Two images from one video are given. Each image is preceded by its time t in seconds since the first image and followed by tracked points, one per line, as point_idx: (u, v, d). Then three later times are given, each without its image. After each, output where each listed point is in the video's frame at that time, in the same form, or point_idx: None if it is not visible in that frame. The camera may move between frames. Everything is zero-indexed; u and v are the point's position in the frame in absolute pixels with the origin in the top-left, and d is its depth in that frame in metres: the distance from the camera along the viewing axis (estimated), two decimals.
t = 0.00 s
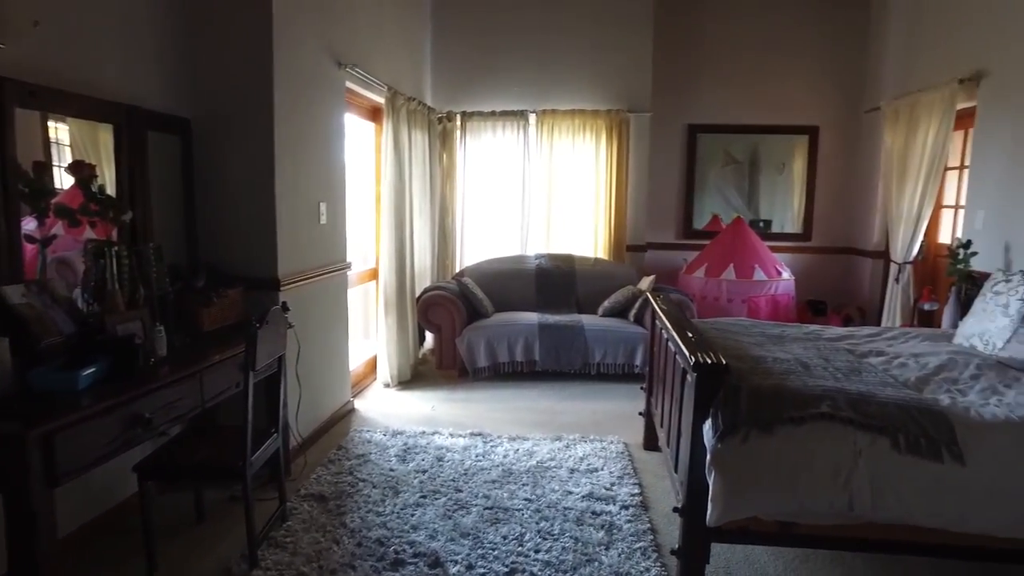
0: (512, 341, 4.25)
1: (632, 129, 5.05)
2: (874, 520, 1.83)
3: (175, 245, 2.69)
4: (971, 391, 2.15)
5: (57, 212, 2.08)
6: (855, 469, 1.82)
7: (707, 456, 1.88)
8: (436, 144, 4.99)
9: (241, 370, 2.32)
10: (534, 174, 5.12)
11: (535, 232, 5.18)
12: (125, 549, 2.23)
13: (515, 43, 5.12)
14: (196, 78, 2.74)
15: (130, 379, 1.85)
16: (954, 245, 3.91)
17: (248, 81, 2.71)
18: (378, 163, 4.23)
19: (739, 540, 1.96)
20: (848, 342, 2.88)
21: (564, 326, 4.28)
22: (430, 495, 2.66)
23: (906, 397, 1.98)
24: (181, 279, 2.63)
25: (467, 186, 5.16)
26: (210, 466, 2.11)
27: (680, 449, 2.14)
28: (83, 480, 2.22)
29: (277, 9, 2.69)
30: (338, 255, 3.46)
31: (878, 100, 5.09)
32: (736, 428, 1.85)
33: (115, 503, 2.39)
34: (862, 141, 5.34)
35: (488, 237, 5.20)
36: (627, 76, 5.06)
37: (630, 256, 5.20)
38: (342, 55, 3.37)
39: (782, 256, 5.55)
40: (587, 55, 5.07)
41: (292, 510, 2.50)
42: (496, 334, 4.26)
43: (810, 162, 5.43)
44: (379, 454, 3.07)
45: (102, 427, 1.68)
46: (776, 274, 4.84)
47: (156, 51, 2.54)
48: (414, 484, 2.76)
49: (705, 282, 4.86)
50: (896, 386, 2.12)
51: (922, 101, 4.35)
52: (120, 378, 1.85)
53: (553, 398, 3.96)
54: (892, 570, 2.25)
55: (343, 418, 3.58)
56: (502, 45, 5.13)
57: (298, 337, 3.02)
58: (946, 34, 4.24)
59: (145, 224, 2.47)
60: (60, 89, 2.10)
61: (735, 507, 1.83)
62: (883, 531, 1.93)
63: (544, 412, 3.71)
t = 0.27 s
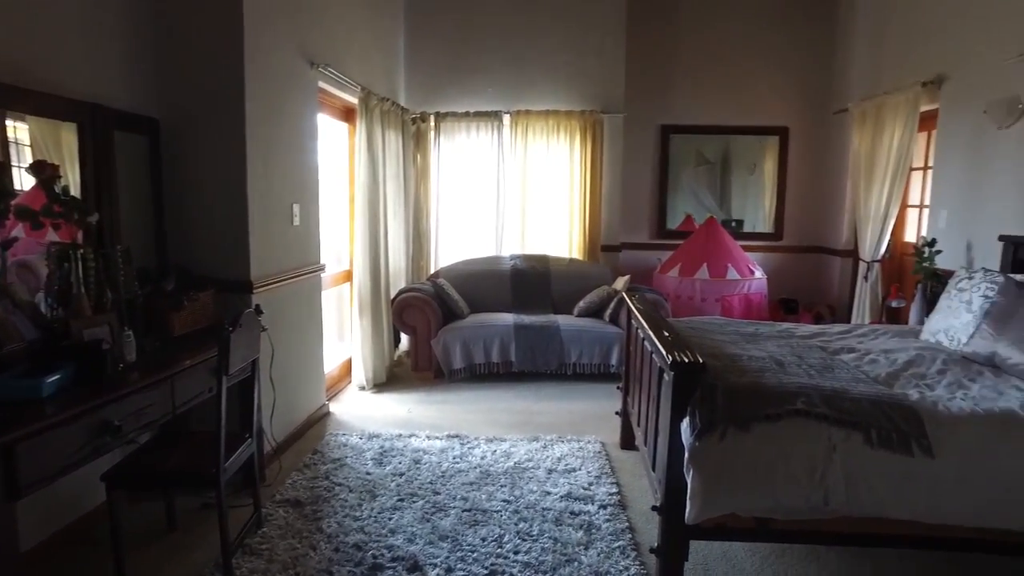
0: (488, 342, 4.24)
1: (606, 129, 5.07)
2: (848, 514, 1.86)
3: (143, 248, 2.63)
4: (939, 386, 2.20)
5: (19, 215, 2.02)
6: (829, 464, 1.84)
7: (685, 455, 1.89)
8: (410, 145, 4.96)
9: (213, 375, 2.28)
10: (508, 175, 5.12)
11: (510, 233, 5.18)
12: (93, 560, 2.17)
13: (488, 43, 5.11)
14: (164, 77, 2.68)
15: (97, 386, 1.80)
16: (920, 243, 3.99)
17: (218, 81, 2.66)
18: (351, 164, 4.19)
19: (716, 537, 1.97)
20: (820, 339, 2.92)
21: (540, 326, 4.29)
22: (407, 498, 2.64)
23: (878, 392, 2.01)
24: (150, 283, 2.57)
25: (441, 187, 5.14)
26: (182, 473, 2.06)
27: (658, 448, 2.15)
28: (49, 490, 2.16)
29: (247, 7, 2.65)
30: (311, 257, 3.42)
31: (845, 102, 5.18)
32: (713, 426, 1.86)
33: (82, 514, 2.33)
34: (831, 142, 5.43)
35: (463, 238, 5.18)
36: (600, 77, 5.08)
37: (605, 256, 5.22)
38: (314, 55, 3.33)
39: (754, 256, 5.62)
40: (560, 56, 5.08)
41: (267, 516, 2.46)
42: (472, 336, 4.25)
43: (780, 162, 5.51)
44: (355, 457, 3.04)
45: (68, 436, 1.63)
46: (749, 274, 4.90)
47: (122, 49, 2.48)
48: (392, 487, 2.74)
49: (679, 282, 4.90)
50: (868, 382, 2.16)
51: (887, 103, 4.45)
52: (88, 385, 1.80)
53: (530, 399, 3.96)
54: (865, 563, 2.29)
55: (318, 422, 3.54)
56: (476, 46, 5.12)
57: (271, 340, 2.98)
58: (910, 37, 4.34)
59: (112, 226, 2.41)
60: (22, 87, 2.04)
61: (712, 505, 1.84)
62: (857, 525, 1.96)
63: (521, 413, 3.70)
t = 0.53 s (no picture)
0: (463, 343, 4.23)
1: (580, 130, 5.10)
2: (819, 508, 1.89)
3: (110, 251, 2.57)
4: (906, 381, 2.25)
5: None
6: (801, 459, 1.87)
7: (659, 453, 1.90)
8: (383, 145, 4.93)
9: (183, 380, 2.24)
10: (482, 176, 5.11)
11: (484, 234, 5.17)
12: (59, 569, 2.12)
13: (462, 44, 5.10)
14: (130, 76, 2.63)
15: (61, 394, 1.75)
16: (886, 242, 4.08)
17: (186, 80, 2.62)
18: (324, 165, 4.15)
19: (691, 534, 1.99)
20: (790, 337, 2.97)
21: (515, 327, 4.29)
22: (383, 501, 2.62)
23: (847, 388, 2.05)
24: (117, 286, 2.52)
25: (415, 188, 5.12)
26: (152, 480, 2.02)
27: (634, 447, 2.17)
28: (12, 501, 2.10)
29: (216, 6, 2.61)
30: (283, 259, 3.38)
31: (814, 104, 5.28)
32: (687, 424, 1.88)
33: (47, 525, 2.27)
34: (800, 143, 5.52)
35: (436, 239, 5.16)
36: (573, 78, 5.11)
37: (579, 257, 5.24)
38: (285, 55, 3.30)
39: (726, 255, 5.68)
40: (534, 57, 5.09)
41: (240, 522, 2.43)
42: (447, 337, 4.24)
43: (751, 163, 5.59)
44: (329, 461, 3.01)
45: (32, 444, 1.59)
46: (721, 273, 4.95)
47: (87, 48, 2.43)
48: (367, 490, 2.72)
49: (653, 281, 4.94)
50: (838, 378, 2.19)
51: (853, 105, 4.53)
52: (52, 391, 1.76)
53: (505, 400, 3.96)
54: (837, 556, 2.33)
55: (291, 426, 3.50)
56: (449, 46, 5.11)
57: (243, 343, 2.93)
58: (875, 40, 4.43)
59: (77, 229, 2.36)
60: None
61: (687, 502, 1.86)
62: (829, 519, 1.99)
63: (497, 414, 3.70)
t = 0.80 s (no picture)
0: (438, 344, 4.22)
1: (552, 131, 5.12)
2: (790, 504, 1.92)
3: (72, 255, 2.51)
4: (872, 377, 2.30)
5: None
6: (771, 456, 1.90)
7: (633, 452, 1.91)
8: (355, 147, 4.90)
9: (152, 386, 2.20)
10: (455, 177, 5.11)
11: (458, 235, 5.17)
12: None
13: (434, 45, 5.09)
14: (94, 76, 2.58)
15: (23, 402, 1.71)
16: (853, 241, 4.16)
17: (152, 81, 2.57)
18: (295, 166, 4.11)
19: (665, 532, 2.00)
20: (761, 335, 3.01)
21: (489, 328, 4.29)
22: (357, 505, 2.60)
23: (816, 385, 2.08)
24: (81, 291, 2.46)
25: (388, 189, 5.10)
26: (119, 488, 1.98)
27: (608, 447, 2.18)
28: None
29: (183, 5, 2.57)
30: (254, 261, 3.34)
31: (782, 106, 5.36)
32: (661, 422, 1.89)
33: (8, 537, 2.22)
34: (769, 144, 5.61)
35: (410, 241, 5.14)
36: (546, 79, 5.12)
37: (553, 257, 5.26)
38: (254, 55, 3.26)
39: (698, 255, 5.75)
40: (506, 58, 5.10)
41: (211, 529, 2.39)
42: (421, 339, 4.22)
43: (722, 164, 5.66)
44: (303, 466, 2.98)
45: None
46: (693, 272, 5.00)
47: (49, 47, 2.38)
48: (342, 494, 2.69)
49: (626, 281, 4.98)
50: (807, 375, 2.23)
51: (821, 107, 4.62)
52: (14, 399, 1.72)
53: (481, 401, 3.95)
54: (808, 551, 2.37)
55: (264, 431, 3.45)
56: (421, 47, 5.09)
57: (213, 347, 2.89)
58: (840, 43, 4.51)
59: (39, 232, 2.30)
60: None
61: (661, 500, 1.87)
62: (799, 514, 2.03)
63: (472, 416, 3.70)
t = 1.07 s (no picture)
0: (412, 346, 4.20)
1: (526, 133, 5.13)
2: (760, 500, 1.95)
3: (35, 259, 2.46)
4: (840, 374, 2.34)
5: None
6: (742, 453, 1.93)
7: (607, 452, 1.93)
8: (327, 148, 4.86)
9: (119, 392, 2.16)
10: (429, 179, 5.09)
11: (432, 236, 5.15)
12: None
13: (407, 46, 5.07)
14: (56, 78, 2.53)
15: None
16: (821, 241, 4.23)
17: (117, 82, 2.53)
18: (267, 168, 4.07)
19: (639, 530, 2.02)
20: (732, 334, 3.05)
21: (464, 330, 4.29)
22: (332, 509, 2.58)
23: (786, 382, 2.12)
24: (44, 296, 2.40)
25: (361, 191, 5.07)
26: (85, 497, 1.94)
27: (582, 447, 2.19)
28: None
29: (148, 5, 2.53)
30: (225, 264, 3.29)
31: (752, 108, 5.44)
32: (633, 422, 1.91)
33: None
34: (739, 145, 5.68)
35: (384, 242, 5.11)
36: (519, 81, 5.13)
37: (528, 258, 5.27)
38: (223, 55, 3.21)
39: (671, 255, 5.80)
40: (479, 59, 5.10)
41: (182, 537, 2.36)
42: (396, 341, 4.20)
43: (693, 165, 5.72)
44: (276, 470, 2.95)
45: None
46: (666, 272, 5.05)
47: (8, 47, 2.32)
48: (316, 498, 2.67)
49: (600, 282, 5.01)
50: (776, 373, 2.27)
51: (789, 109, 4.69)
52: None
53: (455, 403, 3.95)
54: (779, 546, 2.40)
55: (235, 436, 3.41)
56: (394, 48, 5.07)
57: (183, 352, 2.85)
58: (807, 46, 4.59)
59: None
60: None
61: (634, 499, 1.89)
62: (770, 510, 2.06)
63: (448, 418, 3.69)
